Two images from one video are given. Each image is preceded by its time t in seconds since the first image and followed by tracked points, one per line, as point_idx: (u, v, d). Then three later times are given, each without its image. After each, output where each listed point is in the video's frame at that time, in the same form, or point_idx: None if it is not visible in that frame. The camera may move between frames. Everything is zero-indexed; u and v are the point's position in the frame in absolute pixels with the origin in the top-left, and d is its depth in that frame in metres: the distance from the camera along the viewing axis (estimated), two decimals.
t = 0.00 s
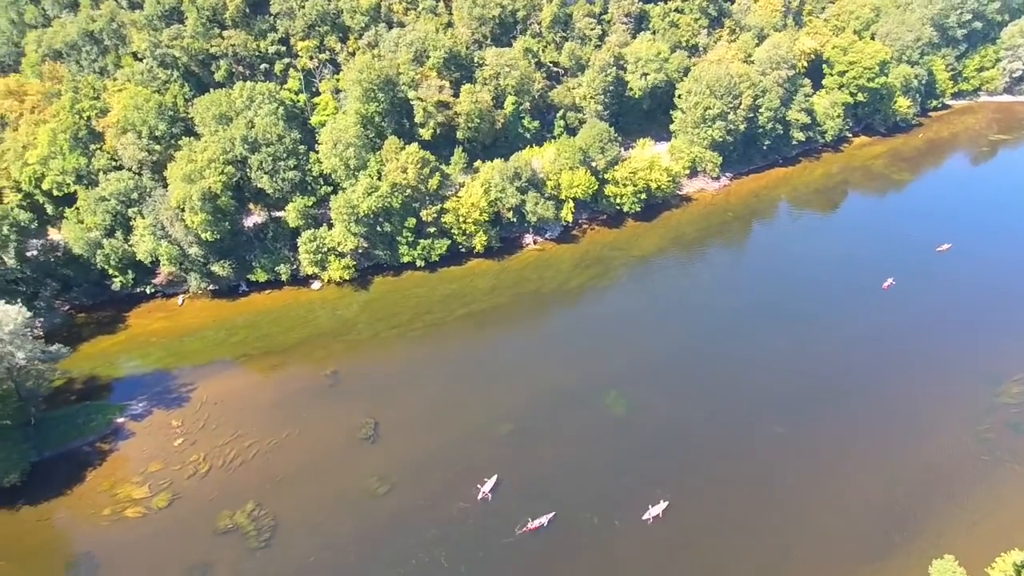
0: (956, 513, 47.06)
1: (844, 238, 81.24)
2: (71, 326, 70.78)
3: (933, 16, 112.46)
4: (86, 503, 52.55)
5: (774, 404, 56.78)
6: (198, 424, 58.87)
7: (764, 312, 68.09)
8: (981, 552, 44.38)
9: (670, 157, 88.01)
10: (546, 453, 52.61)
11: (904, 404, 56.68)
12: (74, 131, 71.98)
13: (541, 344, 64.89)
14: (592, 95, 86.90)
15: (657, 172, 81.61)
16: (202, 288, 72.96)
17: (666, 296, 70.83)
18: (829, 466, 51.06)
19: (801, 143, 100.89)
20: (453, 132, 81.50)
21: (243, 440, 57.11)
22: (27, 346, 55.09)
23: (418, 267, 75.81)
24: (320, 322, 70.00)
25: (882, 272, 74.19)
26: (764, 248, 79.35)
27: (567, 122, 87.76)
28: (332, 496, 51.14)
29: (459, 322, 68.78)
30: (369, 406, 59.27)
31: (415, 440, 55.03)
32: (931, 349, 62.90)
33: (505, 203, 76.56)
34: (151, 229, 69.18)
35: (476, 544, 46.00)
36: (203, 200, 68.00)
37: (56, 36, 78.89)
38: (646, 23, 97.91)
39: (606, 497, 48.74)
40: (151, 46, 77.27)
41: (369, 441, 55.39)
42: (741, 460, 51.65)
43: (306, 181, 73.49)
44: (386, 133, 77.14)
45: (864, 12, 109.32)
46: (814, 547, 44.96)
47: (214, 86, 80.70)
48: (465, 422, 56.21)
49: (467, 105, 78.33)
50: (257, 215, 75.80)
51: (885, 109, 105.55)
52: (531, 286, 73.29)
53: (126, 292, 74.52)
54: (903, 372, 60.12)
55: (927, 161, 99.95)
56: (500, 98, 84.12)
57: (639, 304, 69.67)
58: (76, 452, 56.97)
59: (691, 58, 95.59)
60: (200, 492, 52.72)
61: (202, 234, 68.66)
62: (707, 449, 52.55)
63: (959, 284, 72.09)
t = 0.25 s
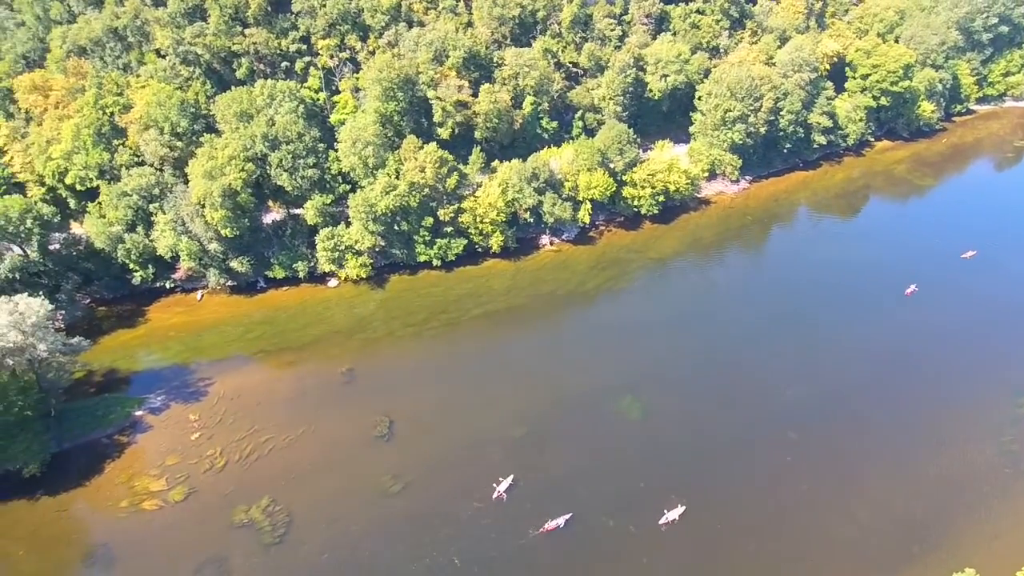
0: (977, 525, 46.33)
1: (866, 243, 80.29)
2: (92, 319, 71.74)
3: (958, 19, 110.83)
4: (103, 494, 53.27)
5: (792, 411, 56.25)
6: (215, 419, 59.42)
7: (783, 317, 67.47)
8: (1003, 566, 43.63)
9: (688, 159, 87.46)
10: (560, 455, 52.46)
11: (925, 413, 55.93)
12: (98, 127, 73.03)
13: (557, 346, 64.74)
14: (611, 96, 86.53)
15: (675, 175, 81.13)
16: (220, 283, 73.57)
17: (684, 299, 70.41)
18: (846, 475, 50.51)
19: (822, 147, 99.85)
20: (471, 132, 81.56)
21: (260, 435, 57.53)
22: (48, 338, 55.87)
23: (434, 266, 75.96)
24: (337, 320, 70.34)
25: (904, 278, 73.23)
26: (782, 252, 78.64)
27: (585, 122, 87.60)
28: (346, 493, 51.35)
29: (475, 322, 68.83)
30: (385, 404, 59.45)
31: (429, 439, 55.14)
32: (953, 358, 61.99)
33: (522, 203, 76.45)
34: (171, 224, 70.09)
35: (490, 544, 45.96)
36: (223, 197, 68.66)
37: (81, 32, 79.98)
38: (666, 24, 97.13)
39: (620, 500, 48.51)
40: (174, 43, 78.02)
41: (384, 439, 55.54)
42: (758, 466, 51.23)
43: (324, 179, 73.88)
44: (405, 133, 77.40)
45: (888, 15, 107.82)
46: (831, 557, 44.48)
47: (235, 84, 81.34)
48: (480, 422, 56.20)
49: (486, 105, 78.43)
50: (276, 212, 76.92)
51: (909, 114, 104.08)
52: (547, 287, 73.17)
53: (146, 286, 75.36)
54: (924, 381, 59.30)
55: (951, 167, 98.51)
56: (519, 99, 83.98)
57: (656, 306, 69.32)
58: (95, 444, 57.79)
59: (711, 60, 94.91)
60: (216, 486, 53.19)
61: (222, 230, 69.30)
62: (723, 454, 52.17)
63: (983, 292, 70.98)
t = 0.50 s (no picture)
0: (999, 539, 45.59)
1: (887, 249, 79.28)
2: (112, 312, 72.65)
3: (985, 23, 109.10)
4: (121, 486, 53.95)
5: (810, 418, 55.62)
6: (231, 413, 59.93)
7: (802, 322, 66.78)
8: None
9: (708, 162, 86.83)
10: (575, 458, 52.26)
11: (946, 423, 55.12)
12: (121, 122, 73.83)
13: (573, 347, 64.53)
14: (631, 97, 85.95)
15: (695, 177, 80.57)
16: (239, 279, 74.22)
17: (702, 302, 69.99)
18: (865, 483, 49.89)
19: (844, 151, 98.72)
20: (490, 131, 81.51)
21: (275, 431, 57.91)
22: (70, 330, 57.31)
23: (451, 265, 76.01)
24: (353, 317, 70.66)
25: (926, 285, 72.20)
26: (802, 257, 77.82)
27: (604, 123, 87.31)
28: (360, 490, 51.53)
29: (491, 322, 68.82)
30: (400, 402, 59.58)
31: (444, 437, 55.19)
32: (976, 367, 61.01)
33: (540, 204, 76.27)
34: (192, 220, 70.67)
35: (503, 545, 45.90)
36: (243, 193, 69.13)
37: (105, 28, 80.86)
38: (687, 26, 96.74)
39: (634, 505, 48.23)
40: (197, 40, 78.69)
41: (399, 438, 55.68)
42: (774, 473, 50.74)
43: (343, 177, 74.28)
44: (424, 131, 77.48)
45: (914, 18, 106.25)
46: (849, 567, 43.93)
47: (257, 81, 81.86)
48: (495, 422, 56.17)
49: (505, 105, 78.40)
50: (295, 210, 77.85)
51: (933, 118, 102.68)
52: (563, 288, 72.99)
53: (166, 280, 76.16)
54: (946, 390, 58.43)
55: (975, 173, 97.01)
56: (538, 99, 83.83)
57: (673, 310, 68.88)
58: (113, 435, 58.55)
59: (733, 62, 94.11)
60: (232, 480, 53.64)
61: (242, 226, 69.80)
62: (739, 460, 51.74)
63: (1008, 301, 69.80)
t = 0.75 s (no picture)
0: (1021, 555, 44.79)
1: (909, 255, 78.11)
2: (132, 305, 73.54)
3: (1013, 27, 107.32)
4: (139, 478, 54.64)
5: (829, 426, 54.91)
6: (248, 408, 60.40)
7: (822, 328, 65.93)
8: None
9: (728, 165, 86.25)
10: (590, 460, 52.05)
11: (968, 434, 54.23)
12: (144, 117, 74.70)
13: (589, 349, 64.22)
14: (651, 98, 85.40)
15: (714, 180, 79.97)
16: (257, 274, 74.67)
17: (719, 306, 69.38)
18: (884, 494, 49.18)
19: (867, 155, 97.40)
20: (508, 131, 81.40)
21: (291, 426, 58.28)
22: (91, 322, 58.26)
23: (467, 264, 76.02)
24: (369, 314, 70.92)
25: (949, 293, 71.04)
26: (822, 261, 76.90)
27: (623, 124, 86.81)
28: (374, 487, 51.72)
29: (506, 322, 68.75)
30: (415, 400, 59.69)
31: (458, 437, 55.22)
32: (1000, 378, 59.94)
33: (558, 204, 75.99)
34: (212, 215, 71.23)
35: (516, 546, 45.86)
36: (263, 189, 69.76)
37: (130, 24, 81.81)
38: (709, 26, 95.98)
39: (649, 509, 47.96)
40: (220, 37, 79.32)
41: (413, 436, 55.80)
42: (792, 481, 50.18)
43: (362, 174, 74.43)
44: (443, 130, 77.66)
45: (940, 21, 104.63)
46: None
47: (278, 78, 82.39)
48: (509, 422, 56.09)
49: (524, 105, 78.25)
50: (313, 206, 78.45)
51: (958, 123, 101.01)
52: (579, 289, 72.75)
53: (186, 274, 76.91)
54: (968, 401, 57.47)
55: (1001, 179, 95.39)
56: (557, 99, 83.35)
57: (691, 313, 68.37)
58: (132, 427, 59.31)
59: (755, 63, 93.17)
60: (248, 474, 54.09)
61: (261, 222, 70.47)
62: (756, 468, 51.21)
63: None
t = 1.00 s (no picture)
0: None
1: (932, 262, 76.94)
2: (152, 298, 74.34)
3: None
4: (155, 469, 55.24)
5: (848, 435, 54.23)
6: (264, 402, 60.84)
7: (841, 335, 65.11)
8: None
9: (749, 167, 85.55)
10: (605, 463, 51.82)
11: (990, 446, 53.37)
12: (167, 112, 75.54)
13: (605, 351, 63.92)
14: (671, 99, 85.27)
15: (734, 183, 79.30)
16: (276, 270, 75.24)
17: (737, 311, 68.75)
18: (905, 505, 48.52)
19: (891, 160, 96.00)
20: (527, 130, 81.23)
21: (307, 422, 58.62)
22: (112, 315, 58.55)
23: (484, 264, 75.97)
24: (385, 312, 71.14)
25: (973, 301, 69.92)
26: (843, 267, 75.98)
27: (643, 125, 86.23)
28: (388, 485, 51.86)
29: (522, 322, 68.65)
30: (430, 398, 59.81)
31: (472, 436, 55.24)
32: None
33: (576, 205, 75.68)
34: (233, 210, 72.00)
35: (529, 547, 45.76)
36: (283, 185, 70.20)
37: (154, 19, 82.50)
38: (732, 27, 95.20)
39: (663, 514, 47.67)
40: (243, 34, 80.00)
41: (428, 434, 55.88)
42: (809, 490, 49.61)
43: (381, 172, 74.88)
44: (462, 130, 77.70)
45: (967, 25, 102.82)
46: None
47: (299, 75, 82.83)
48: (523, 423, 55.99)
49: (544, 104, 78.02)
50: (332, 203, 77.83)
51: (984, 129, 99.52)
52: (596, 291, 72.47)
53: (205, 269, 77.59)
54: (991, 412, 56.56)
55: None
56: (577, 99, 83.13)
57: (708, 317, 67.82)
58: (149, 419, 59.94)
59: (778, 65, 92.25)
60: (263, 469, 54.50)
61: (281, 218, 71.10)
62: (772, 476, 50.70)
63: None
